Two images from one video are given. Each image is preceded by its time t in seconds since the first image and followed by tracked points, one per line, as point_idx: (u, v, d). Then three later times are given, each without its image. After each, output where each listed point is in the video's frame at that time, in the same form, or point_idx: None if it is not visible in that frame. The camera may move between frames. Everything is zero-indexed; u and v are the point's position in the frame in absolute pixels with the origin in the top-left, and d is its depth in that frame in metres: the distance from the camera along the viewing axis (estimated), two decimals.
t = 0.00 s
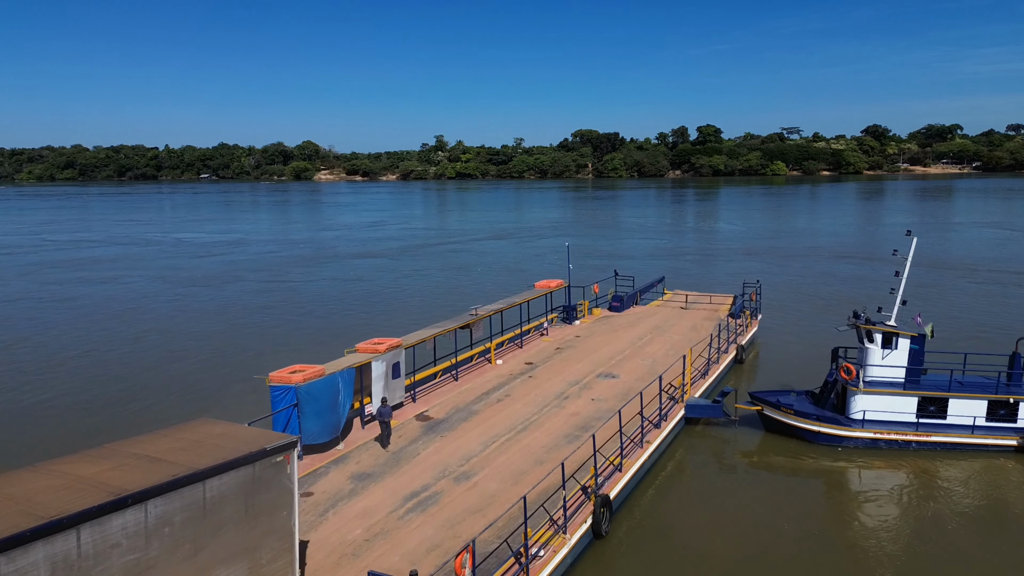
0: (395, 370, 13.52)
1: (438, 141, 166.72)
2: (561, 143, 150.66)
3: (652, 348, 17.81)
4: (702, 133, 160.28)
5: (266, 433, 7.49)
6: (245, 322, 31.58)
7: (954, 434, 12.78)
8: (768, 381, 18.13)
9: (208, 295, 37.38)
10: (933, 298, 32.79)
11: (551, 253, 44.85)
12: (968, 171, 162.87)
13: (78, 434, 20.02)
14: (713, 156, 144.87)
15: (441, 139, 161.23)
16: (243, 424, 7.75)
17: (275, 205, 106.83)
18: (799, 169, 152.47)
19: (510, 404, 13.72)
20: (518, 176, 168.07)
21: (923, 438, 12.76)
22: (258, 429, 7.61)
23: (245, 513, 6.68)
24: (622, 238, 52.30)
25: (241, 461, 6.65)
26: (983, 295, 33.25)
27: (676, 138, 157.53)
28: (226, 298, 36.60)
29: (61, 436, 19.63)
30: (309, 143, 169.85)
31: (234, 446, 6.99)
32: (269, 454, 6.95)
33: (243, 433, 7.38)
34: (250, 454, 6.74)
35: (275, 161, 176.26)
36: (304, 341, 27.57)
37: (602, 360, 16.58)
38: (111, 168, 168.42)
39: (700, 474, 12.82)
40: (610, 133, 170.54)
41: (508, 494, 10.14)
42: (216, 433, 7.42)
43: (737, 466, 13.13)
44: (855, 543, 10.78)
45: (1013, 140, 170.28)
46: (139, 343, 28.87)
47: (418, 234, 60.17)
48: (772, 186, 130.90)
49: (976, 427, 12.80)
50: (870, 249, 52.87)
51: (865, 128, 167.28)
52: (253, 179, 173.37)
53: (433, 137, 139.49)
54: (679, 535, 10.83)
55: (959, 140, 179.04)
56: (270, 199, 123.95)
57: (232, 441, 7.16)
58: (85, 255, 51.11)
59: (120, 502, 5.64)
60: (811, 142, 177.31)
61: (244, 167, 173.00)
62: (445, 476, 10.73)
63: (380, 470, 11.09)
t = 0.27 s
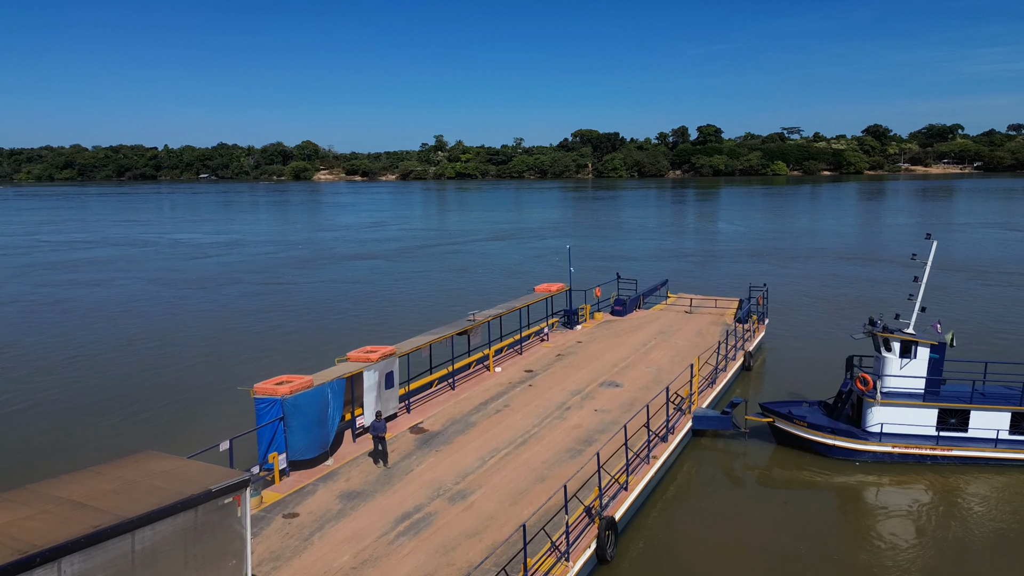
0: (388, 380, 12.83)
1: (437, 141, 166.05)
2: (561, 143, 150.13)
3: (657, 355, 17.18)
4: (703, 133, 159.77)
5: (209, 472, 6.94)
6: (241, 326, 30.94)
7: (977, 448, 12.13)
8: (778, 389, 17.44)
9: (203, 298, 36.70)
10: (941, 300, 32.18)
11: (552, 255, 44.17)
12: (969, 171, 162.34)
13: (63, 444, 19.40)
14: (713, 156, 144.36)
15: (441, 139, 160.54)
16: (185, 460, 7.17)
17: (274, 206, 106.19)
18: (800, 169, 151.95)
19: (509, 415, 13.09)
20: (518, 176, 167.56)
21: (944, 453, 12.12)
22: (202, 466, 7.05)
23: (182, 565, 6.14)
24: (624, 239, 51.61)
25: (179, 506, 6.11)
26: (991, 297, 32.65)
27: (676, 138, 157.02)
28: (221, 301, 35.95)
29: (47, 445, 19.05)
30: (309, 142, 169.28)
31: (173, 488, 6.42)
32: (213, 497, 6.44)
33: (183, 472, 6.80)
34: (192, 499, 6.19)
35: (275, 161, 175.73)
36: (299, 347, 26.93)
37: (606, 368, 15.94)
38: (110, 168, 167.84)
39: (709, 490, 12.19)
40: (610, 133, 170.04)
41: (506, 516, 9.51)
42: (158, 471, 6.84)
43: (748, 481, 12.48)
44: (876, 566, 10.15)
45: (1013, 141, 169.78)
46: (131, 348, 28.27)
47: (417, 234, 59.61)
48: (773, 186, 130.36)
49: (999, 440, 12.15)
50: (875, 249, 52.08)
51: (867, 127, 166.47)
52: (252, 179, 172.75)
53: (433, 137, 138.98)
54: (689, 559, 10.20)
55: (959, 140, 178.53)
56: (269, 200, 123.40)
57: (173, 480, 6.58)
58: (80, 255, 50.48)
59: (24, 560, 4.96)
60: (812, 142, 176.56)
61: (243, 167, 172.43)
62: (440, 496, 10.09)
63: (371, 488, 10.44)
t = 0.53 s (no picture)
0: (380, 392, 12.15)
1: (437, 141, 165.42)
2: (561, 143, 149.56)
3: (662, 362, 16.51)
4: (703, 133, 159.20)
5: (139, 525, 6.34)
6: (235, 331, 30.25)
7: (1004, 465, 11.44)
8: (789, 398, 16.77)
9: (198, 301, 36.00)
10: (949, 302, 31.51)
11: (553, 256, 43.46)
12: (970, 171, 161.72)
13: (47, 453, 18.78)
14: (713, 156, 143.80)
15: (441, 139, 159.88)
16: (111, 507, 6.58)
17: (273, 206, 105.53)
18: (800, 169, 151.34)
19: (508, 429, 12.44)
20: (518, 176, 166.99)
21: (969, 470, 11.43)
22: (132, 517, 6.46)
23: None
24: (626, 240, 50.89)
25: (96, 571, 5.52)
26: (1001, 299, 31.98)
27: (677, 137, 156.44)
28: (216, 304, 35.25)
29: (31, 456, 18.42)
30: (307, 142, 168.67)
31: (92, 546, 5.82)
32: (137, 556, 5.86)
33: (108, 527, 6.19)
34: (113, 562, 5.62)
35: (274, 161, 175.16)
36: (293, 354, 26.27)
37: (609, 376, 15.28)
38: (109, 168, 167.22)
39: (719, 508, 11.51)
40: (610, 133, 169.48)
41: (504, 543, 8.83)
42: (79, 524, 6.21)
43: (760, 499, 11.80)
44: None
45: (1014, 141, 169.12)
46: (122, 354, 27.59)
47: (415, 235, 58.98)
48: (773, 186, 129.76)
49: None
50: (879, 249, 51.37)
51: (867, 127, 165.86)
52: (251, 179, 172.12)
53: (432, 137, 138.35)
54: None
55: (960, 140, 177.90)
56: (268, 200, 122.77)
57: (92, 537, 5.97)
58: (74, 257, 49.75)
59: None
60: (812, 142, 175.97)
61: (242, 167, 171.81)
62: (433, 519, 9.41)
63: (359, 510, 9.76)
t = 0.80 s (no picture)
0: (371, 407, 11.42)
1: (436, 141, 164.82)
2: (561, 142, 148.97)
3: (669, 371, 15.81)
4: (704, 133, 158.68)
5: None
6: (228, 336, 29.49)
7: None
8: (803, 408, 16.04)
9: (192, 304, 35.23)
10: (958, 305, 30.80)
11: (554, 258, 42.72)
12: (972, 171, 161.02)
13: (30, 463, 18.12)
14: (714, 156, 143.22)
15: (440, 138, 159.26)
16: None
17: (271, 206, 104.88)
18: (801, 169, 150.70)
19: (507, 445, 11.71)
20: (518, 176, 166.37)
21: (998, 490, 10.72)
22: None
23: None
24: (628, 241, 50.13)
25: None
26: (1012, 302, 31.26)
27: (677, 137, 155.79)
28: (210, 307, 34.47)
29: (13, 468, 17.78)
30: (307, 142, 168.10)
31: None
32: None
33: None
34: None
35: (273, 161, 174.72)
36: (288, 361, 25.50)
37: (613, 387, 14.57)
38: (108, 168, 166.71)
39: (732, 531, 10.79)
40: (611, 132, 168.86)
41: None
42: None
43: (775, 520, 11.07)
44: None
45: (1016, 141, 168.37)
46: (112, 360, 26.83)
47: (415, 236, 58.32)
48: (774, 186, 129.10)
49: None
50: (885, 250, 50.62)
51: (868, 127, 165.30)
52: (250, 179, 171.59)
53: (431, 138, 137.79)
54: None
55: (961, 140, 177.20)
56: (267, 200, 122.14)
57: None
58: (68, 258, 48.99)
59: None
60: (813, 142, 175.50)
61: (241, 167, 171.20)
62: (425, 549, 8.68)
63: (345, 538, 9.03)
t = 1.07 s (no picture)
0: (359, 424, 10.62)
1: (436, 141, 164.22)
2: (561, 142, 148.31)
3: (676, 381, 15.05)
4: (704, 133, 158.08)
5: None
6: (221, 341, 28.62)
7: None
8: (818, 421, 15.25)
9: (184, 307, 34.35)
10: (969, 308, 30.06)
11: (555, 259, 41.91)
12: (973, 171, 160.31)
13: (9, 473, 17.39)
14: (715, 156, 142.63)
15: (440, 139, 158.60)
16: None
17: (269, 206, 104.17)
18: (802, 169, 150.01)
19: (505, 464, 10.94)
20: (518, 176, 165.71)
21: None
22: None
23: None
24: (630, 243, 49.28)
25: None
26: None
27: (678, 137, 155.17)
28: (203, 311, 33.59)
29: None
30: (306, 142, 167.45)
31: None
32: None
33: None
34: None
35: (273, 161, 174.18)
36: (281, 367, 24.78)
37: (618, 399, 13.80)
38: (106, 168, 166.09)
39: (747, 559, 10.01)
40: (611, 132, 168.23)
41: None
42: None
43: (793, 546, 10.30)
44: None
45: (1018, 141, 167.60)
46: (100, 366, 25.95)
47: (413, 237, 57.61)
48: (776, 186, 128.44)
49: None
50: (891, 251, 49.87)
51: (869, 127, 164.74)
52: (249, 179, 171.00)
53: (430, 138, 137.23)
54: None
55: (963, 139, 176.52)
56: (266, 200, 121.43)
57: None
58: (60, 259, 48.12)
59: None
60: (813, 143, 174.97)
61: (240, 167, 170.58)
62: None
63: (328, 573, 8.26)
